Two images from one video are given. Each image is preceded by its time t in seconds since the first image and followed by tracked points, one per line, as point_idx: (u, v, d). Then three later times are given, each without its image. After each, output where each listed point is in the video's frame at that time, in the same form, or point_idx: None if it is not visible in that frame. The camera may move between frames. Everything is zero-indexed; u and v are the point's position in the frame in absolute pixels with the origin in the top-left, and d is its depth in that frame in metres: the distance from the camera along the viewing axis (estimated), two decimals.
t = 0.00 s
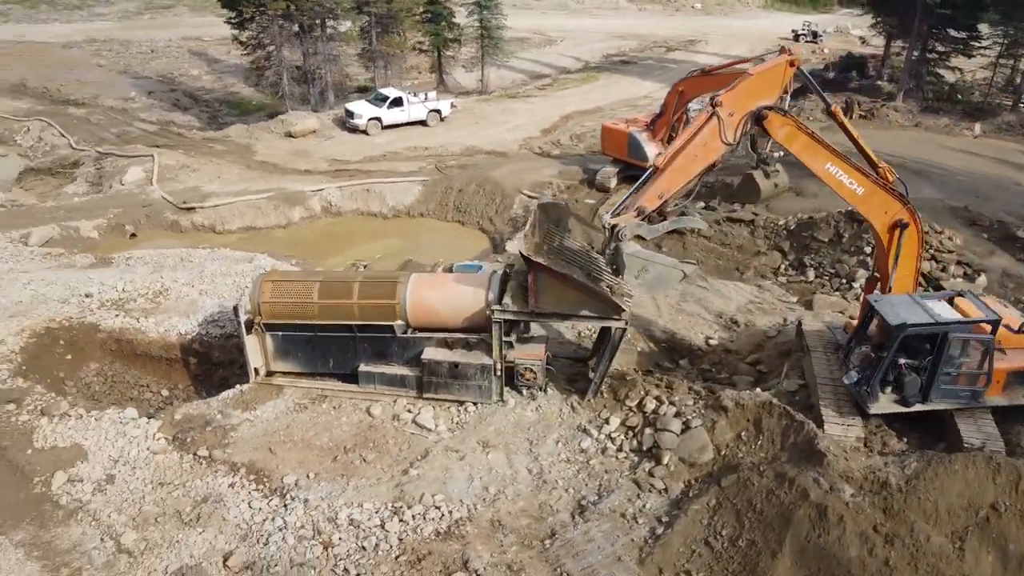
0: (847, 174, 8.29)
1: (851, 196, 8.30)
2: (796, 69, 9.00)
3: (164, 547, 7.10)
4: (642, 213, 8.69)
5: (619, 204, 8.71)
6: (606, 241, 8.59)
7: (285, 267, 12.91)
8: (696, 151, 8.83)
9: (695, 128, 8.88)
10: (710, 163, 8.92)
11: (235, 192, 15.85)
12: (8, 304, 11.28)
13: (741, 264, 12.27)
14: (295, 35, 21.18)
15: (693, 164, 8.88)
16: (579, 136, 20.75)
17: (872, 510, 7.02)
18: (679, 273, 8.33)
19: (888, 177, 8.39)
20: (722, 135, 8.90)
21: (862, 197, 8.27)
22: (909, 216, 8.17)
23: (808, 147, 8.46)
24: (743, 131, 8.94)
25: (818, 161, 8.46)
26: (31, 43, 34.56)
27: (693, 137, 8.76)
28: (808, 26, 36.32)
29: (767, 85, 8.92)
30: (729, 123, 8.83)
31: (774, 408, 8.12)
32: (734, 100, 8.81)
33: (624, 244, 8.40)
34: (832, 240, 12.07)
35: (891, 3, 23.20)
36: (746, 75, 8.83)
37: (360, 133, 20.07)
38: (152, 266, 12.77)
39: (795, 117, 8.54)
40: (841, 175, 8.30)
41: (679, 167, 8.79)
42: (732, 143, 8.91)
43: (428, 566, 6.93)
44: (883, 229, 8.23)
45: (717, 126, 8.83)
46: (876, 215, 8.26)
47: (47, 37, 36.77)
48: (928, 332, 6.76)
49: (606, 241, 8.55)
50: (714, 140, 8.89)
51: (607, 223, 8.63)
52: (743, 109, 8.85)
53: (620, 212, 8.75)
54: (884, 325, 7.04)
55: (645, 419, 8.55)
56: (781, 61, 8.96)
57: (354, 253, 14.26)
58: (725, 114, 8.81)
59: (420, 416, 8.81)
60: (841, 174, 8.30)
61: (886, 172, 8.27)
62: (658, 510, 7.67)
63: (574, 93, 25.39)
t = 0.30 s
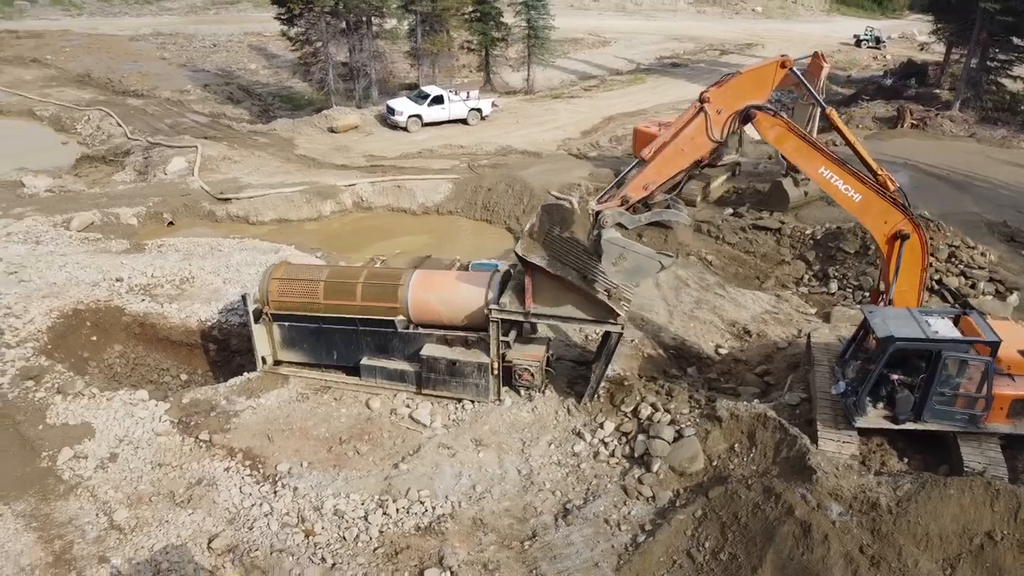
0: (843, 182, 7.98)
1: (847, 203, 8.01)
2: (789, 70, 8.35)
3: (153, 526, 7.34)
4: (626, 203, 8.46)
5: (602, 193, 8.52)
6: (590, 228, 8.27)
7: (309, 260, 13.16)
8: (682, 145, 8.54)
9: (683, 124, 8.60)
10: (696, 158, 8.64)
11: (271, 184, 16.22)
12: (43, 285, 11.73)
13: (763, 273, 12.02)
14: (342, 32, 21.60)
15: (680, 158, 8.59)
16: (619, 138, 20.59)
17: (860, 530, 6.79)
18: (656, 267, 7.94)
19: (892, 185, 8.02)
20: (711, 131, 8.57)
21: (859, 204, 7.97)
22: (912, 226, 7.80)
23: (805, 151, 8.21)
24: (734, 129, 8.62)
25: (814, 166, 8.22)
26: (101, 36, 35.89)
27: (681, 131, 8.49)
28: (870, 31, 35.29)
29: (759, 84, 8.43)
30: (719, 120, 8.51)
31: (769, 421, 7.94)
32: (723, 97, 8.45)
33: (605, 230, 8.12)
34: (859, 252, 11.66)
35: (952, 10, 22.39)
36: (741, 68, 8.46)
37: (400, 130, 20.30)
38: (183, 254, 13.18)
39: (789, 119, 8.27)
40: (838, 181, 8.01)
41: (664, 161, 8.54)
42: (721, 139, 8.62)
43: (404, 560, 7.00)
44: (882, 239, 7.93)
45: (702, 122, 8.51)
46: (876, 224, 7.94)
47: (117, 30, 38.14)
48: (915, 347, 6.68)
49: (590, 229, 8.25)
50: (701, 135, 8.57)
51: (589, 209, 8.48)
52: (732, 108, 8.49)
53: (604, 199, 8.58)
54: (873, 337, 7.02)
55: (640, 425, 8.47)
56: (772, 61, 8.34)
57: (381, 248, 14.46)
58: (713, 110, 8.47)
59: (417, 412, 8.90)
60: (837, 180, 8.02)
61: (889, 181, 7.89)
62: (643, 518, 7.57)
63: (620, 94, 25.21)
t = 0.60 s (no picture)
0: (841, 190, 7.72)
1: (844, 210, 7.75)
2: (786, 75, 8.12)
3: (145, 504, 7.58)
4: (614, 192, 8.33)
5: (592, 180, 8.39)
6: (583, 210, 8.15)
7: (334, 252, 13.39)
8: (673, 140, 8.36)
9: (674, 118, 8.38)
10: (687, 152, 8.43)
11: (307, 177, 16.54)
12: (79, 267, 12.20)
13: (786, 283, 11.73)
14: (390, 28, 21.89)
15: (671, 152, 8.43)
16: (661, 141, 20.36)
17: (842, 550, 6.55)
18: (637, 259, 7.87)
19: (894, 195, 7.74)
20: (702, 128, 8.32)
21: (858, 213, 7.71)
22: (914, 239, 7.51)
23: (800, 155, 7.92)
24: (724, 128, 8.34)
25: (809, 171, 7.92)
26: (170, 28, 37.12)
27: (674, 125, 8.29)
28: (939, 38, 34.06)
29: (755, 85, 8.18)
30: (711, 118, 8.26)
31: (762, 435, 7.79)
32: (718, 94, 8.20)
33: (591, 216, 7.97)
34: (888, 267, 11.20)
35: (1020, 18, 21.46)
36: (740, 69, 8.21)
37: (442, 128, 20.48)
38: (214, 242, 13.55)
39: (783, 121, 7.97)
40: (835, 188, 7.75)
41: (654, 153, 8.37)
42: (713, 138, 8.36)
43: (380, 552, 7.07)
44: (882, 251, 7.65)
45: (694, 118, 8.27)
46: (877, 235, 7.67)
47: (185, 23, 39.38)
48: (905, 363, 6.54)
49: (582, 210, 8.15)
50: (693, 132, 8.33)
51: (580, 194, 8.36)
52: (726, 106, 8.24)
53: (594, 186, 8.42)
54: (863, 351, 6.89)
55: (633, 432, 8.38)
56: (770, 63, 8.11)
57: (408, 243, 14.61)
58: (706, 107, 8.22)
59: (415, 406, 9.00)
60: (835, 188, 7.76)
61: (889, 190, 7.60)
62: (626, 524, 7.47)
63: (669, 97, 24.90)
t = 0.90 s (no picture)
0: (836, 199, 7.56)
1: (840, 220, 7.59)
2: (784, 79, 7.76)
3: (141, 482, 7.82)
4: (606, 181, 8.29)
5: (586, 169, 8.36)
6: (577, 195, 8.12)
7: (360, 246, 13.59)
8: (668, 135, 8.21)
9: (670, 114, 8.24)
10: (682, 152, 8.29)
11: (345, 171, 16.82)
12: (114, 250, 12.66)
13: (809, 295, 11.43)
14: (438, 26, 22.08)
15: (665, 149, 8.28)
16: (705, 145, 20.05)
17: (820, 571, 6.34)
18: (619, 251, 7.67)
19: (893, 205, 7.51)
20: (697, 128, 8.15)
21: (853, 223, 7.53)
22: (911, 252, 7.31)
23: (794, 162, 7.75)
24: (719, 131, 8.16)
25: (803, 178, 7.76)
26: (237, 23, 38.18)
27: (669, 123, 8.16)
28: (1015, 48, 32.61)
29: (752, 87, 7.87)
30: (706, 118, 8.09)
31: (753, 449, 7.62)
32: (714, 94, 8.00)
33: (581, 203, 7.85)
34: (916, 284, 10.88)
35: None
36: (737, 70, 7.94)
37: (484, 126, 20.57)
38: (246, 231, 13.91)
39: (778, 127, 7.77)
40: (829, 196, 7.59)
41: (649, 148, 8.24)
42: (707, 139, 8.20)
43: (357, 543, 7.17)
44: (878, 263, 7.48)
45: (689, 117, 8.11)
46: (873, 246, 7.49)
47: (252, 17, 40.43)
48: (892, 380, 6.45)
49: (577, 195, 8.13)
50: (687, 130, 8.16)
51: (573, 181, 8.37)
52: (721, 106, 8.02)
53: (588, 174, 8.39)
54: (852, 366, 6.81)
55: (626, 438, 8.30)
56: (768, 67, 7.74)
57: (436, 239, 14.73)
58: (701, 107, 8.06)
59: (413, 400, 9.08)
60: (830, 197, 7.60)
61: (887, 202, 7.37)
62: (607, 531, 7.38)
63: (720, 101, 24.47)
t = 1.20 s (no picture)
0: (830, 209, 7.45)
1: (835, 230, 7.48)
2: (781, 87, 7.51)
3: (140, 460, 8.10)
4: (599, 173, 8.32)
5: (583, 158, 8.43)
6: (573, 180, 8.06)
7: (387, 241, 13.77)
8: (663, 132, 8.10)
9: (668, 110, 8.10)
10: (677, 151, 8.19)
11: (382, 166, 17.06)
12: (150, 236, 13.12)
13: (832, 308, 11.11)
14: (488, 25, 22.18)
15: (661, 145, 8.18)
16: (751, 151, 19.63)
17: None
18: (604, 242, 7.64)
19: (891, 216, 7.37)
20: (691, 127, 8.00)
21: (847, 234, 7.43)
22: (905, 267, 7.18)
23: (791, 170, 7.61)
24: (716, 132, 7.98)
25: (800, 186, 7.62)
26: (303, 18, 39.05)
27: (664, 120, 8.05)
28: None
29: (750, 90, 7.65)
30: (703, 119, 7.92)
31: (741, 462, 7.46)
32: (711, 95, 7.80)
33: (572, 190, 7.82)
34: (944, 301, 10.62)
35: None
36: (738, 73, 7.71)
37: (528, 126, 20.57)
38: (279, 222, 14.23)
39: (774, 134, 7.61)
40: (824, 205, 7.48)
41: (643, 143, 8.18)
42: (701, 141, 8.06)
43: (337, 532, 7.28)
44: (872, 275, 7.37)
45: (684, 117, 7.97)
46: (867, 258, 7.37)
47: (318, 13, 41.27)
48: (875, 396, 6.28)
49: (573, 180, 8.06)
50: (681, 128, 8.02)
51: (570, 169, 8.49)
52: (716, 108, 7.84)
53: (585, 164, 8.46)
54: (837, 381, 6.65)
55: (617, 445, 8.22)
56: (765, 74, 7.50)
57: (465, 237, 14.83)
58: (697, 107, 7.89)
59: (412, 395, 9.18)
60: (825, 207, 7.48)
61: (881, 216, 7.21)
62: (586, 536, 7.30)
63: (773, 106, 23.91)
